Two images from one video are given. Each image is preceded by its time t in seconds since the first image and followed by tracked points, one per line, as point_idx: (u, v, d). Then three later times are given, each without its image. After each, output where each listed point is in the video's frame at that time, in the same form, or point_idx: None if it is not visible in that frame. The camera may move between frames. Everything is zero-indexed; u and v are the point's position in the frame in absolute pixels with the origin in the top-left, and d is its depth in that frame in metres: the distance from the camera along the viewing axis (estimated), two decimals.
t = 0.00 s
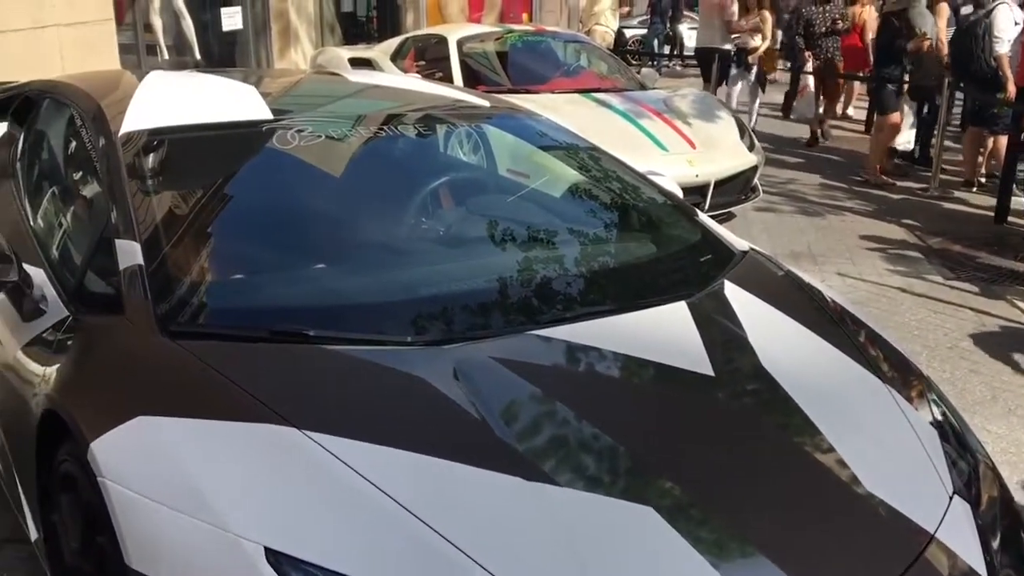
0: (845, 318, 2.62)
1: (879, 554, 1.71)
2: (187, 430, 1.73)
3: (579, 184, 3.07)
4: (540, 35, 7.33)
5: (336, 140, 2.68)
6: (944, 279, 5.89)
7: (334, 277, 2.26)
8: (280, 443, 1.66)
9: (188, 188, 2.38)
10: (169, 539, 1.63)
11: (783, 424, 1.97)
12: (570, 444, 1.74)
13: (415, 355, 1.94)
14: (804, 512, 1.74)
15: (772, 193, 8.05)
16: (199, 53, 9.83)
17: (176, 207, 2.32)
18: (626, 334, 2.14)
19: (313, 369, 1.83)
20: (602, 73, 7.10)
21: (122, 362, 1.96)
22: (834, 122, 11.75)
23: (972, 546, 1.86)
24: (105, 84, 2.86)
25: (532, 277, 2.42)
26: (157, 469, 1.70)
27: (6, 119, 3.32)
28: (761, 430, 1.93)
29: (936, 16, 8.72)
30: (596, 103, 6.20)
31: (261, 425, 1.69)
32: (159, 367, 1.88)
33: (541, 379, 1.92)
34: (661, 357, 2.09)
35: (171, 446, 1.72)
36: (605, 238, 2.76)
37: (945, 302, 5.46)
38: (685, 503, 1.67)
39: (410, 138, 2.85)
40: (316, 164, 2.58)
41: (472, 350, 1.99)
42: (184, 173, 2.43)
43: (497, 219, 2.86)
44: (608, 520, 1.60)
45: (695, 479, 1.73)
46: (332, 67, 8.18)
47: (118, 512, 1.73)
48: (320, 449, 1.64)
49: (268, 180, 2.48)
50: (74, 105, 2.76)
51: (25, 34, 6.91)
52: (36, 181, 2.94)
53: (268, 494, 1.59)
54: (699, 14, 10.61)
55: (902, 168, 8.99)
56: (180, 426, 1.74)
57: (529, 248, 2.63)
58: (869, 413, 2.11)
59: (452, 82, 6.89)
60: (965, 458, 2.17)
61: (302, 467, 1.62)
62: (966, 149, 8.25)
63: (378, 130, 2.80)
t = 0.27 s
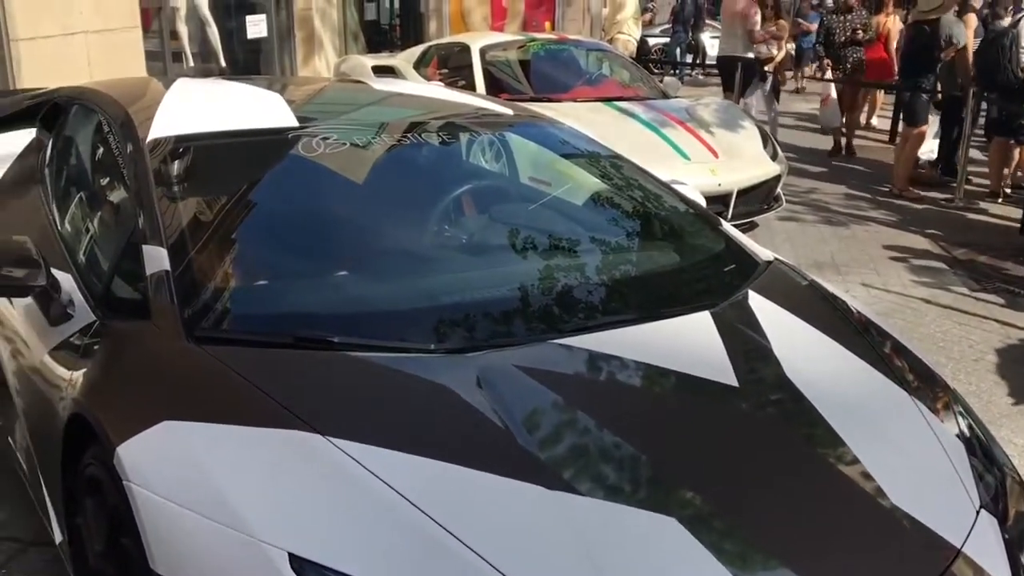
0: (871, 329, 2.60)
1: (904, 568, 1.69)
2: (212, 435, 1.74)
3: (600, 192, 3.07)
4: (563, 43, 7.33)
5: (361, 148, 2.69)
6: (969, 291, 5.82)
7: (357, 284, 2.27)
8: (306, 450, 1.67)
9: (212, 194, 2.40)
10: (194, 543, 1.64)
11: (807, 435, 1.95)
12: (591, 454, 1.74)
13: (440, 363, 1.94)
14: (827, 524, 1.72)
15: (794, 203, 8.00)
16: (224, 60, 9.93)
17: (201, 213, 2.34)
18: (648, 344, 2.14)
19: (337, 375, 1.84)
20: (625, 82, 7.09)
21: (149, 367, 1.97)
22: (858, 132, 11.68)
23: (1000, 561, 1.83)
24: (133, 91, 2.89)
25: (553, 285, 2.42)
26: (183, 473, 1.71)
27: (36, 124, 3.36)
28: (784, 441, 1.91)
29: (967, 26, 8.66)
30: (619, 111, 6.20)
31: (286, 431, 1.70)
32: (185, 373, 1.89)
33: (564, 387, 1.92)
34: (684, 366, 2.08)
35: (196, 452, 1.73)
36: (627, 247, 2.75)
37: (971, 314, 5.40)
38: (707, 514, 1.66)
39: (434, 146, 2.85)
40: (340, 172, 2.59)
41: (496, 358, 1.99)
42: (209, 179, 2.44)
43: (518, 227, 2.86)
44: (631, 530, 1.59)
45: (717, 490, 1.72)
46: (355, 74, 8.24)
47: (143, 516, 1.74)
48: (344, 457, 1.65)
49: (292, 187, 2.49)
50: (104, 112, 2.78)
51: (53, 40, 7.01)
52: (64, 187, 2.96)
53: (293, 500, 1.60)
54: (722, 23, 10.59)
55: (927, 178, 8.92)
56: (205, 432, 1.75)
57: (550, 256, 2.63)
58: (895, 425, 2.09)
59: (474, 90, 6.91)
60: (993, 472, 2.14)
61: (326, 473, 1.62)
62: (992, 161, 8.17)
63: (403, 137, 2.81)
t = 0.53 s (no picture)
0: (897, 342, 2.58)
1: None
2: (239, 442, 1.76)
3: (623, 201, 3.07)
4: (586, 52, 7.34)
5: (386, 157, 2.70)
6: (996, 303, 5.76)
7: (381, 292, 2.28)
8: (332, 457, 1.68)
9: (239, 202, 2.42)
10: (221, 549, 1.65)
11: (832, 448, 1.94)
12: (613, 464, 1.74)
13: (465, 371, 1.95)
14: (852, 538, 1.71)
15: (818, 212, 7.96)
16: (249, 68, 10.02)
17: (227, 220, 2.36)
18: (671, 354, 2.13)
19: (362, 383, 1.85)
20: (648, 91, 7.09)
21: (177, 373, 1.99)
22: (882, 142, 11.60)
23: None
24: (162, 99, 2.92)
25: (575, 294, 2.42)
26: (210, 480, 1.72)
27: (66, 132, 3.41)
28: (808, 453, 1.90)
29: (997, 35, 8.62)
30: (643, 121, 6.19)
31: (312, 439, 1.72)
32: (213, 379, 1.91)
33: (587, 397, 1.92)
34: (707, 377, 2.07)
35: (223, 458, 1.74)
36: (650, 256, 2.75)
37: (998, 326, 5.34)
38: (729, 526, 1.65)
39: (458, 155, 2.86)
40: (364, 180, 2.61)
41: (520, 367, 1.99)
42: (237, 186, 2.46)
43: (542, 236, 2.86)
44: (653, 542, 1.58)
45: (740, 502, 1.71)
46: (379, 83, 8.29)
47: (170, 521, 1.76)
48: (370, 465, 1.66)
49: (317, 195, 2.51)
50: (134, 120, 2.81)
51: (83, 48, 7.11)
52: (93, 193, 2.98)
53: (319, 508, 1.61)
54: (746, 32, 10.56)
55: (954, 189, 8.84)
56: (232, 438, 1.77)
57: (573, 265, 2.64)
58: (922, 439, 2.07)
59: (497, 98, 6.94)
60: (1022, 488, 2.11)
61: (352, 481, 1.63)
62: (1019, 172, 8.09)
63: (428, 146, 2.82)
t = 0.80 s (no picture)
0: (927, 352, 2.55)
1: None
2: (268, 444, 1.77)
3: (648, 207, 3.06)
4: (612, 58, 7.34)
5: (414, 162, 2.71)
6: None
7: (407, 296, 2.29)
8: (360, 461, 1.69)
9: (267, 205, 2.43)
10: (249, 550, 1.66)
11: (859, 458, 1.92)
12: (637, 471, 1.73)
13: (492, 377, 1.95)
14: (880, 548, 1.69)
15: (845, 220, 7.90)
16: (277, 73, 10.10)
17: (255, 224, 2.37)
18: (697, 362, 2.12)
19: (388, 388, 1.86)
20: (674, 97, 7.07)
21: (207, 375, 2.01)
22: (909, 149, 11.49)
23: None
24: (193, 104, 2.95)
25: (600, 300, 2.41)
26: (239, 481, 1.74)
27: (99, 136, 3.45)
28: (836, 463, 1.88)
29: None
30: (669, 127, 6.18)
31: (340, 442, 1.73)
32: (242, 382, 1.93)
33: (612, 404, 1.91)
34: (733, 386, 2.06)
35: (252, 460, 1.76)
36: (676, 263, 2.74)
37: None
38: (754, 535, 1.63)
39: (486, 160, 2.87)
40: (391, 185, 2.62)
41: (547, 373, 1.99)
42: (265, 190, 2.47)
43: (567, 242, 2.86)
44: (679, 549, 1.57)
45: (766, 511, 1.70)
46: (405, 88, 8.33)
47: (200, 522, 1.77)
48: (397, 469, 1.67)
49: (344, 200, 2.52)
50: (166, 124, 2.84)
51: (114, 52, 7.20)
52: (125, 197, 3.02)
53: (347, 511, 1.62)
54: (772, 38, 10.52)
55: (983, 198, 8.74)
56: (261, 440, 1.78)
57: (598, 271, 2.63)
58: (953, 451, 2.04)
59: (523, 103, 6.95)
60: None
61: (379, 485, 1.64)
62: None
63: (455, 151, 2.83)
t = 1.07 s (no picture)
0: (958, 358, 2.52)
1: None
2: (298, 443, 1.78)
3: (674, 210, 3.05)
4: (638, 60, 7.32)
5: (441, 164, 2.72)
6: None
7: (433, 297, 2.30)
8: (388, 460, 1.70)
9: (295, 206, 2.45)
10: (278, 547, 1.68)
11: (887, 464, 1.90)
12: (661, 475, 1.72)
13: (519, 378, 1.96)
14: (907, 555, 1.67)
15: (872, 225, 7.83)
16: (303, 75, 10.17)
17: (283, 225, 2.39)
18: (723, 366, 2.11)
19: (415, 388, 1.87)
20: (700, 100, 7.05)
21: (237, 373, 2.03)
22: (937, 155, 11.38)
23: None
24: (224, 105, 2.98)
25: (624, 303, 2.41)
26: (268, 479, 1.75)
27: (130, 136, 3.49)
28: (863, 469, 1.86)
29: None
30: (695, 130, 6.16)
31: (369, 442, 1.74)
32: (271, 380, 1.94)
33: (638, 407, 1.91)
34: (759, 390, 2.05)
35: (281, 458, 1.77)
36: (701, 266, 2.73)
37: None
38: (780, 540, 1.62)
39: (514, 163, 2.87)
40: (417, 186, 2.63)
41: (575, 376, 2.00)
42: (293, 191, 2.49)
43: (592, 245, 2.86)
44: (704, 553, 1.57)
45: (791, 516, 1.68)
46: (431, 90, 8.36)
47: (229, 519, 1.79)
48: (425, 469, 1.67)
49: (371, 200, 2.53)
50: (197, 125, 2.87)
51: (145, 53, 7.28)
52: (155, 196, 3.05)
53: (374, 509, 1.63)
54: (799, 42, 10.46)
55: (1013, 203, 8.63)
56: (290, 439, 1.80)
57: (623, 273, 2.63)
58: (983, 458, 2.01)
59: (549, 106, 6.95)
60: None
61: (407, 484, 1.65)
62: None
63: (483, 153, 2.84)
